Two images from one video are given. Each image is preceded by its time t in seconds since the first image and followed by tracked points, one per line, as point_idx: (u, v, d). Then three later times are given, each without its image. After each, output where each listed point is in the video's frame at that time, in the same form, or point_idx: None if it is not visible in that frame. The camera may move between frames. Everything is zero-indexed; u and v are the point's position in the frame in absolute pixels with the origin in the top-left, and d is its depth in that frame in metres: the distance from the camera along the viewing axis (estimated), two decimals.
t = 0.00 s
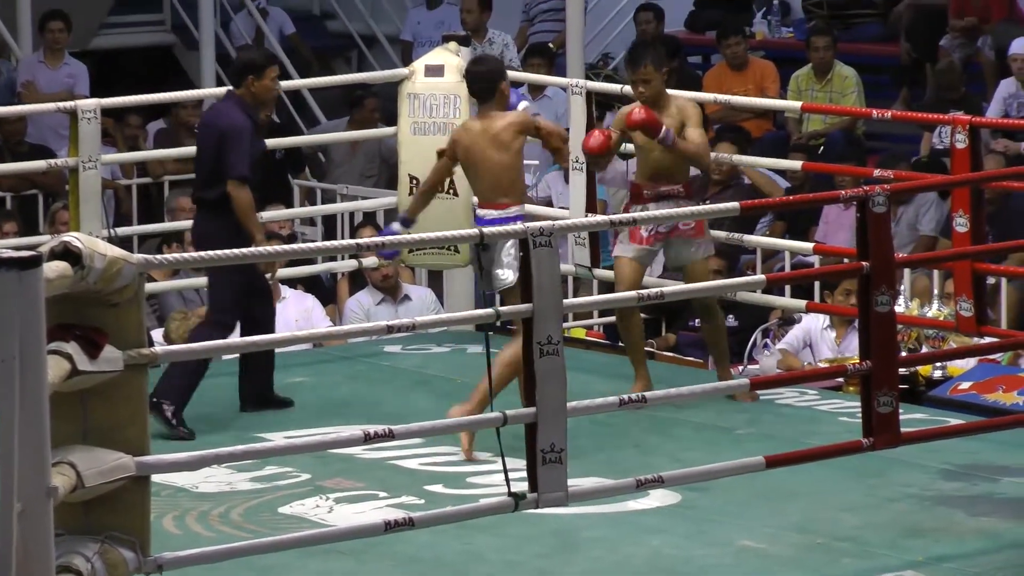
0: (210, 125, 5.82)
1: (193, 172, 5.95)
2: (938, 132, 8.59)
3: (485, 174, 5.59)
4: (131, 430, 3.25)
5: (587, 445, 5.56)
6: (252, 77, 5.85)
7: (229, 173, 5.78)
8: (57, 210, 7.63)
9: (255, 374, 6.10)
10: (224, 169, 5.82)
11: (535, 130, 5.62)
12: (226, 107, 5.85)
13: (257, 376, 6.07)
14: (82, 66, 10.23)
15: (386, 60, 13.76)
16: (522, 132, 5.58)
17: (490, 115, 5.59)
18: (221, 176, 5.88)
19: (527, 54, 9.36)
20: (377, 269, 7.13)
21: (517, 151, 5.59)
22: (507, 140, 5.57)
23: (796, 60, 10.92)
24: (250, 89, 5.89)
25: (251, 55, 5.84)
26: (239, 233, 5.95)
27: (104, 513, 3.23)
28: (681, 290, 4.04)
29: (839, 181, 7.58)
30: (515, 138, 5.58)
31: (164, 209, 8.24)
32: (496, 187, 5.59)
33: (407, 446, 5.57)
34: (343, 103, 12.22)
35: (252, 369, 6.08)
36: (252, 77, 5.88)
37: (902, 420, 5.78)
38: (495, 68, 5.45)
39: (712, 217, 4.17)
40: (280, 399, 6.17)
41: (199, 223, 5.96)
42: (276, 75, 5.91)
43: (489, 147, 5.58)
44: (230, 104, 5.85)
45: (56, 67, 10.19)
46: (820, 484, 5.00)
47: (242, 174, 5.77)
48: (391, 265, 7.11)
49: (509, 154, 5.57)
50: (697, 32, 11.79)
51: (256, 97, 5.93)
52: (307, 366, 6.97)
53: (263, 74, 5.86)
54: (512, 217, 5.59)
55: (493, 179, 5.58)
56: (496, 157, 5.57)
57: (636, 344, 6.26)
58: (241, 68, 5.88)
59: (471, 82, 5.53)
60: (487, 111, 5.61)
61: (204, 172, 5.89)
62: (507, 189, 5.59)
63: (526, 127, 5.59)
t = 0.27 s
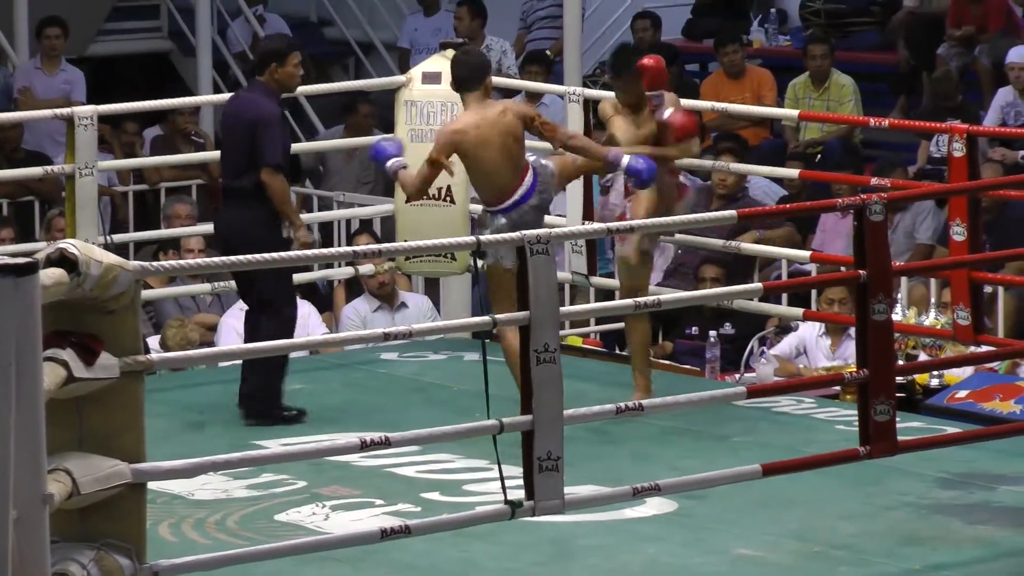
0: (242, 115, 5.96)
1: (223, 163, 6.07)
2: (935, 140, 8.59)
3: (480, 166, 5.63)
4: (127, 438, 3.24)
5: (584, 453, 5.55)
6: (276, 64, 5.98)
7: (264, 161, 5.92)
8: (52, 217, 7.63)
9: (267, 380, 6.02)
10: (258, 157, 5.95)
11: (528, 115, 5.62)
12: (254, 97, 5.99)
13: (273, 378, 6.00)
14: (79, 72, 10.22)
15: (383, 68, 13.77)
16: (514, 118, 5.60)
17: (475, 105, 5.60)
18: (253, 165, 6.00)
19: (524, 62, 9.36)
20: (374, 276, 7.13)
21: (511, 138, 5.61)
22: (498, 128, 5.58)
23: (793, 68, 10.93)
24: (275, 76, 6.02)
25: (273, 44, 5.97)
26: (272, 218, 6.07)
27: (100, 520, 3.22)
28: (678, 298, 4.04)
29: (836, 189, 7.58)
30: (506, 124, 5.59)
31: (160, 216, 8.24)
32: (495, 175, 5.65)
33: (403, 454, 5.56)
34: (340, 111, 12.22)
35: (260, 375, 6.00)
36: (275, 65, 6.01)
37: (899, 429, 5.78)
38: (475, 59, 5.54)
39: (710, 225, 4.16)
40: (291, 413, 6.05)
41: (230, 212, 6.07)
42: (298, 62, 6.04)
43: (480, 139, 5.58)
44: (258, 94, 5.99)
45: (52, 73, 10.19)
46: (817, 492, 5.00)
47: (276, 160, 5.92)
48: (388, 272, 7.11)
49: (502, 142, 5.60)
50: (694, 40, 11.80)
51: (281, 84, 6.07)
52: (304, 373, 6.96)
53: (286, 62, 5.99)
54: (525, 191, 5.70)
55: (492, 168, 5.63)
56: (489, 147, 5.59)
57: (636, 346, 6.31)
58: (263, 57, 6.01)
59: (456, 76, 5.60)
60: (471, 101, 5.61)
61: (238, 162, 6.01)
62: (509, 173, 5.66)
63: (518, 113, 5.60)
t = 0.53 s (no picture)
0: (260, 123, 5.95)
1: (238, 171, 6.05)
2: (932, 149, 8.61)
3: (474, 165, 5.65)
4: (123, 445, 3.24)
5: (579, 461, 5.55)
6: (287, 71, 6.01)
7: (285, 166, 5.93)
8: (49, 224, 7.63)
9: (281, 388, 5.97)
10: (278, 163, 5.96)
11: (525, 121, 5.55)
12: (268, 104, 6.00)
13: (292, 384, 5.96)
14: (75, 79, 10.23)
15: (379, 75, 13.79)
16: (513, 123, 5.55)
17: (481, 104, 5.65)
18: (271, 171, 6.01)
19: (521, 70, 9.38)
20: (370, 284, 7.14)
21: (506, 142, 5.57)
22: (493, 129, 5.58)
23: (789, 77, 10.96)
24: (283, 83, 6.05)
25: (282, 50, 6.00)
26: (287, 223, 6.10)
27: (95, 526, 3.22)
28: (674, 306, 4.05)
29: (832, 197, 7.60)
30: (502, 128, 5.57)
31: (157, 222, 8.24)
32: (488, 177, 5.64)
33: (399, 461, 5.56)
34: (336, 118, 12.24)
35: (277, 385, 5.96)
36: (284, 71, 6.03)
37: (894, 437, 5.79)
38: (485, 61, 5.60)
39: (706, 233, 4.17)
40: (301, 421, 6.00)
41: (246, 220, 6.06)
42: (305, 68, 6.08)
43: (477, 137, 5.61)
44: (272, 101, 6.00)
45: (49, 80, 10.20)
46: (812, 501, 5.00)
47: (299, 165, 5.94)
48: (384, 280, 7.13)
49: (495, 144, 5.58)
50: (690, 49, 11.82)
51: (288, 90, 6.10)
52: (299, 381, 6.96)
53: (296, 69, 6.02)
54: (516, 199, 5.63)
55: (485, 169, 5.63)
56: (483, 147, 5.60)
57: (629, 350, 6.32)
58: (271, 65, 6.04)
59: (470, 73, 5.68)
60: (480, 100, 5.67)
61: (256, 170, 6.01)
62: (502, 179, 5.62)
63: (517, 119, 5.55)
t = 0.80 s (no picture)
0: (239, 130, 5.96)
1: (221, 178, 6.08)
2: (926, 158, 8.63)
3: (473, 172, 5.66)
4: (117, 453, 3.24)
5: (574, 470, 5.55)
6: (269, 81, 5.98)
7: (262, 175, 5.93)
8: (44, 231, 7.64)
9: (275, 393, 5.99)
10: (256, 171, 5.96)
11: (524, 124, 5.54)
12: (250, 112, 6.00)
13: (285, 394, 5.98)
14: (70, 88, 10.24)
15: (375, 83, 13.80)
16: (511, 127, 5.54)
17: (474, 112, 5.64)
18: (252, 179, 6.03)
19: (516, 78, 9.40)
20: (364, 292, 7.13)
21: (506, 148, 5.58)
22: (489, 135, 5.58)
23: (784, 86, 10.98)
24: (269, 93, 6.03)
25: (266, 59, 5.97)
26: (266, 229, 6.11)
27: (89, 535, 3.23)
28: (669, 315, 4.05)
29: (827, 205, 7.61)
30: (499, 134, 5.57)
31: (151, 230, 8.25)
32: (489, 184, 5.66)
33: (394, 469, 5.55)
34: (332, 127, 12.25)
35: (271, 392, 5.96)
36: (267, 80, 6.01)
37: (889, 446, 5.79)
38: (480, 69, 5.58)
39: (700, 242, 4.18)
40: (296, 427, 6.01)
41: (229, 226, 6.10)
42: (290, 78, 6.03)
43: (474, 144, 5.62)
44: (256, 110, 5.99)
45: (44, 88, 10.21)
46: (806, 509, 5.01)
47: (275, 174, 5.93)
48: (377, 288, 7.11)
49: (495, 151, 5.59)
50: (685, 57, 11.85)
51: (273, 100, 6.07)
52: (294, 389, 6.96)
53: (280, 78, 5.99)
54: (518, 206, 5.65)
55: (486, 175, 5.65)
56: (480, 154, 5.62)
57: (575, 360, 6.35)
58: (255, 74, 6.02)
59: (462, 81, 5.65)
60: (472, 107, 5.66)
61: (237, 176, 6.03)
62: (505, 184, 5.65)
63: (513, 124, 5.54)
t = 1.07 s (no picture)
0: (206, 130, 5.97)
1: (187, 178, 6.08)
2: (923, 166, 8.64)
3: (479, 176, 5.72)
4: (114, 460, 3.24)
5: (570, 478, 5.55)
6: (242, 85, 6.00)
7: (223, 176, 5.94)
8: (41, 239, 7.64)
9: (240, 398, 6.07)
10: (218, 171, 5.97)
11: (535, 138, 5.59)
12: (219, 113, 6.00)
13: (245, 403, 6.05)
14: (67, 95, 10.25)
15: (371, 91, 13.81)
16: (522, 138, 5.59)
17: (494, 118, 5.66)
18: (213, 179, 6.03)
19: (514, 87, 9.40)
20: (361, 300, 7.13)
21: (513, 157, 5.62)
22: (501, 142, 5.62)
23: (781, 94, 11.00)
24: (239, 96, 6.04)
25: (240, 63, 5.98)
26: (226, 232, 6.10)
27: (86, 542, 3.23)
28: (665, 323, 4.05)
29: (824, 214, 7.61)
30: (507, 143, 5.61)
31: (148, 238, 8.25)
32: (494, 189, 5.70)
33: (390, 477, 5.55)
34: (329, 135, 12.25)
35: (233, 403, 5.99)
36: (240, 83, 6.02)
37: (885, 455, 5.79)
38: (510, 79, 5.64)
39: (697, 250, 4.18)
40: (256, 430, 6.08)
41: (192, 226, 6.10)
42: (262, 82, 6.06)
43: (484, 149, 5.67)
44: (224, 111, 6.00)
45: (41, 96, 10.21)
46: (803, 518, 5.01)
47: (236, 176, 5.95)
48: (374, 296, 7.10)
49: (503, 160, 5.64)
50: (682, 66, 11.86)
51: (243, 103, 6.08)
52: (290, 397, 6.96)
53: (253, 82, 6.01)
54: (521, 217, 5.68)
55: (491, 181, 5.69)
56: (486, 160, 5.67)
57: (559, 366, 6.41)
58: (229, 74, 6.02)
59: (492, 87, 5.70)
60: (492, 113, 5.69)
61: (200, 176, 6.04)
62: (511, 191, 5.69)
63: (523, 134, 5.58)
